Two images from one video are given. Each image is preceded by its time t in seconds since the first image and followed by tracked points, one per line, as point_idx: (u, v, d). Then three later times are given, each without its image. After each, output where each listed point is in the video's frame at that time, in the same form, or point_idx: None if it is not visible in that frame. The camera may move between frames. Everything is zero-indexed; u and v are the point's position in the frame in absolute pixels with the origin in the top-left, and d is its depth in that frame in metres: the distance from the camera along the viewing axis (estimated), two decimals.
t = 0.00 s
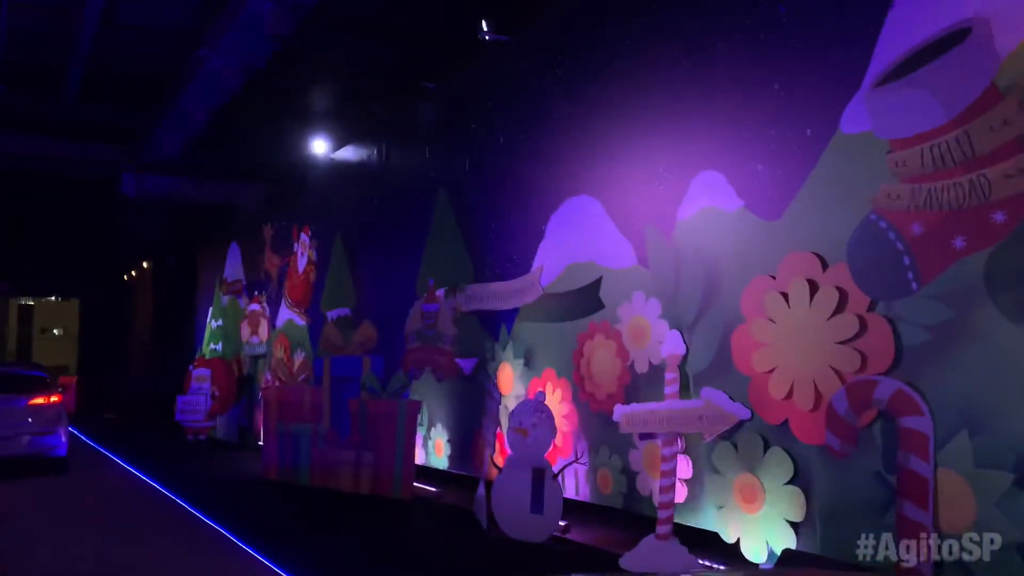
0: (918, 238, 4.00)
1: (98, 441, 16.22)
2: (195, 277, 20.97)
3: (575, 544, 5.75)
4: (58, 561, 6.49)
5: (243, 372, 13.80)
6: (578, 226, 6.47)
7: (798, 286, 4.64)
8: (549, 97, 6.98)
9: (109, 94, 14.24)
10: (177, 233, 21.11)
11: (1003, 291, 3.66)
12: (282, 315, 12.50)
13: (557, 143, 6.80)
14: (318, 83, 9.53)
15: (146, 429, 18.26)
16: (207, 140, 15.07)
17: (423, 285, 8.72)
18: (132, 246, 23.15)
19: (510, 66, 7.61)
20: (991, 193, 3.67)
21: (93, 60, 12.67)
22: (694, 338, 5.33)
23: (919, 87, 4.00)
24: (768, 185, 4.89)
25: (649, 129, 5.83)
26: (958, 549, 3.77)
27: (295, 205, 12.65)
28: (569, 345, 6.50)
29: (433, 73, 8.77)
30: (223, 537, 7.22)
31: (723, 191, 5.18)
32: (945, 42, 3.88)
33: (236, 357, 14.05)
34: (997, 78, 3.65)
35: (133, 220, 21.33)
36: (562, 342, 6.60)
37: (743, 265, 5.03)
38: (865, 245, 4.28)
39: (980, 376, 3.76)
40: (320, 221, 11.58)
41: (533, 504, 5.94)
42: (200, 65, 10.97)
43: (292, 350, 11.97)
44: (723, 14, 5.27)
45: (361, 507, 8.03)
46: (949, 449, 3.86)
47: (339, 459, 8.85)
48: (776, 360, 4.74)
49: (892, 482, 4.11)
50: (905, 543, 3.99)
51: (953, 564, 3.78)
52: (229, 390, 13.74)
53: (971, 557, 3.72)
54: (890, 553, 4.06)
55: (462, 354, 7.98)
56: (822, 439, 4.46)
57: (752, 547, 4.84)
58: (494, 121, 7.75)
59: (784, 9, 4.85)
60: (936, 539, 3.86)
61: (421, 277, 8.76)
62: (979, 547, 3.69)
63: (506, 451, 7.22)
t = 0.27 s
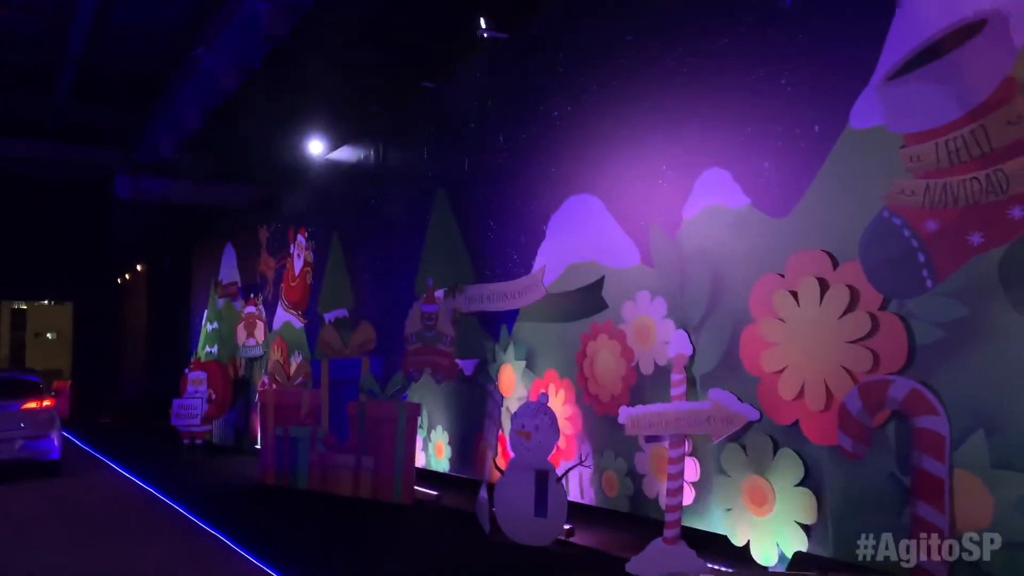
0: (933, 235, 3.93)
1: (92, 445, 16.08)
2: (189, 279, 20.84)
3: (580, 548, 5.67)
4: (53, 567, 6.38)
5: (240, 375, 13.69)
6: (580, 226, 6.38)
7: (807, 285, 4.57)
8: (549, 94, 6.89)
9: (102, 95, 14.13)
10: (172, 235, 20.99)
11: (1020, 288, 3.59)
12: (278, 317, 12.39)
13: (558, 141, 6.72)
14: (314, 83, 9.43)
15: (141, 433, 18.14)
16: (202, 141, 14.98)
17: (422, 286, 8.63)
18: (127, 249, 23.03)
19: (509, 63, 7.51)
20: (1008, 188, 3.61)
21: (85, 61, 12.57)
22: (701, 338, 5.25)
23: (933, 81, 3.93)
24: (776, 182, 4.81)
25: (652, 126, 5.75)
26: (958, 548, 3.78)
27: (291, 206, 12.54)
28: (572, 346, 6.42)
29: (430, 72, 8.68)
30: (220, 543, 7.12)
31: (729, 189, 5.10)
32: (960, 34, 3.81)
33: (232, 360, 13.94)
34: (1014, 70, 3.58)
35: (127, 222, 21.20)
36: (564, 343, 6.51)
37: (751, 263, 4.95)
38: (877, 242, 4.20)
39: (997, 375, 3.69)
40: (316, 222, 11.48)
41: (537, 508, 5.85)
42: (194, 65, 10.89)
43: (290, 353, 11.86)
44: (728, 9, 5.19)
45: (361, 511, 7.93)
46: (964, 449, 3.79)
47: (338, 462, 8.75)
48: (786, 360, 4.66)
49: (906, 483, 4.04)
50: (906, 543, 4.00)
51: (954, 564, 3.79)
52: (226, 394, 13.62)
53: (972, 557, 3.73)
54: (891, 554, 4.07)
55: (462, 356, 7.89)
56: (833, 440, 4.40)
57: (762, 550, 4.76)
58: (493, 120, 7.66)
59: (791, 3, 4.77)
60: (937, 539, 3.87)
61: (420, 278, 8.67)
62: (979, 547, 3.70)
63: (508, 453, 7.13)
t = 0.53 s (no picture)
0: (967, 234, 3.83)
1: (106, 450, 16.10)
2: (202, 284, 20.89)
3: (600, 555, 5.58)
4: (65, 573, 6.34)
5: (253, 380, 13.68)
6: (597, 228, 6.30)
7: (833, 286, 4.47)
8: (565, 95, 6.81)
9: (115, 100, 14.17)
10: (185, 240, 21.05)
11: None
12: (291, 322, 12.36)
13: (575, 143, 6.64)
14: (326, 86, 9.40)
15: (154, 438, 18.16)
16: (214, 146, 15.00)
17: (436, 290, 8.56)
18: (139, 254, 23.12)
19: (523, 64, 7.44)
20: None
21: (98, 66, 12.61)
22: (724, 342, 5.16)
23: (966, 77, 3.83)
24: (800, 182, 4.72)
25: (671, 126, 5.66)
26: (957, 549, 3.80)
27: (304, 210, 12.51)
28: (589, 351, 6.33)
29: (444, 73, 8.61)
30: (233, 548, 7.06)
31: (751, 190, 5.01)
32: (994, 28, 3.71)
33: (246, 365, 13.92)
34: None
35: (139, 227, 21.28)
36: (582, 347, 6.43)
37: (775, 265, 4.85)
38: (908, 242, 4.10)
39: None
40: (329, 226, 11.45)
41: (556, 515, 5.76)
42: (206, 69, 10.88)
43: (303, 357, 11.82)
44: (750, 6, 5.10)
45: (376, 517, 7.86)
46: (1000, 456, 3.68)
47: (352, 468, 8.68)
48: (811, 363, 4.57)
49: (939, 490, 3.93)
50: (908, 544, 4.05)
51: (954, 565, 3.81)
52: (239, 398, 13.60)
53: (971, 558, 3.75)
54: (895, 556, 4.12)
55: (477, 360, 7.81)
56: (861, 445, 4.30)
57: (788, 558, 4.67)
58: (508, 121, 7.59)
59: None
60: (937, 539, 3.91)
61: (434, 281, 8.60)
62: (979, 547, 3.72)
63: (525, 459, 7.04)
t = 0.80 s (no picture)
0: (1019, 233, 3.71)
1: (137, 454, 16.25)
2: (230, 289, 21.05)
3: (633, 562, 5.49)
4: None
5: (282, 385, 13.72)
6: (629, 230, 6.21)
7: (874, 288, 4.35)
8: (595, 96, 6.74)
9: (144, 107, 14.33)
10: (213, 246, 21.24)
11: None
12: (319, 326, 12.40)
13: (605, 144, 6.56)
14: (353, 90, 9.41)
15: (184, 442, 18.32)
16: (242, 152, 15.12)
17: (464, 294, 8.50)
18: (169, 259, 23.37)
19: (551, 65, 7.38)
20: None
21: (128, 73, 12.76)
22: (760, 345, 5.05)
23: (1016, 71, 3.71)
24: (839, 182, 4.61)
25: (704, 126, 5.56)
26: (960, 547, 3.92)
27: (331, 215, 12.55)
28: (621, 354, 6.24)
29: (471, 75, 8.57)
30: (262, 553, 7.05)
31: (787, 190, 4.91)
32: None
33: (274, 370, 13.97)
34: None
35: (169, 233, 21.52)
36: (613, 351, 6.34)
37: (813, 266, 4.74)
38: (955, 242, 3.98)
39: None
40: (357, 230, 11.46)
41: (588, 521, 5.67)
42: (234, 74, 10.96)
43: (332, 362, 11.83)
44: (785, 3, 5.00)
45: (405, 522, 7.81)
46: None
47: (381, 472, 8.65)
48: (852, 367, 4.45)
49: (990, 499, 3.80)
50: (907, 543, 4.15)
51: (956, 565, 3.92)
52: (268, 403, 13.65)
53: (972, 557, 3.86)
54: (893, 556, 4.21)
55: (506, 364, 7.74)
56: (906, 451, 4.17)
57: (829, 567, 4.54)
58: (536, 123, 7.53)
59: None
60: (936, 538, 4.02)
61: (462, 285, 8.55)
62: (979, 547, 3.84)
63: (556, 464, 6.96)
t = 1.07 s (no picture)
0: None
1: (183, 455, 16.51)
2: (273, 293, 21.31)
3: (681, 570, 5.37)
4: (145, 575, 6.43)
5: (324, 388, 13.79)
6: (674, 230, 6.09)
7: (935, 288, 4.18)
8: (638, 94, 6.63)
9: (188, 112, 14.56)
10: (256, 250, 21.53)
11: None
12: (361, 329, 12.46)
13: (649, 143, 6.45)
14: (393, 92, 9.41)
15: (228, 444, 18.58)
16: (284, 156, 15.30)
17: (504, 296, 8.43)
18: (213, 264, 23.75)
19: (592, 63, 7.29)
20: None
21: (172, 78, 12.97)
22: (813, 347, 4.90)
23: None
24: (896, 178, 4.45)
25: (753, 122, 5.42)
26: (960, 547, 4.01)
27: (371, 218, 12.59)
28: (667, 358, 6.12)
29: (510, 75, 8.52)
30: (306, 554, 7.06)
31: (841, 187, 4.75)
32: None
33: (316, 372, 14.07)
34: None
35: (212, 237, 21.87)
36: (658, 353, 6.22)
37: (870, 266, 4.58)
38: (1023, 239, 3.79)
39: None
40: (397, 233, 11.48)
41: (634, 527, 5.57)
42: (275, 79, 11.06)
43: (373, 364, 11.86)
44: None
45: (448, 526, 7.76)
46: None
47: (423, 476, 8.62)
48: (912, 370, 4.28)
49: None
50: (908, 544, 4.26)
51: (955, 565, 4.02)
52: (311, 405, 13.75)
53: (972, 557, 3.96)
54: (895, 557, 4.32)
55: (547, 367, 7.66)
56: (971, 458, 3.99)
57: None
58: (578, 122, 7.44)
59: None
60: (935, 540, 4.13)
61: (502, 287, 8.48)
62: (979, 547, 3.93)
63: (600, 469, 6.86)
